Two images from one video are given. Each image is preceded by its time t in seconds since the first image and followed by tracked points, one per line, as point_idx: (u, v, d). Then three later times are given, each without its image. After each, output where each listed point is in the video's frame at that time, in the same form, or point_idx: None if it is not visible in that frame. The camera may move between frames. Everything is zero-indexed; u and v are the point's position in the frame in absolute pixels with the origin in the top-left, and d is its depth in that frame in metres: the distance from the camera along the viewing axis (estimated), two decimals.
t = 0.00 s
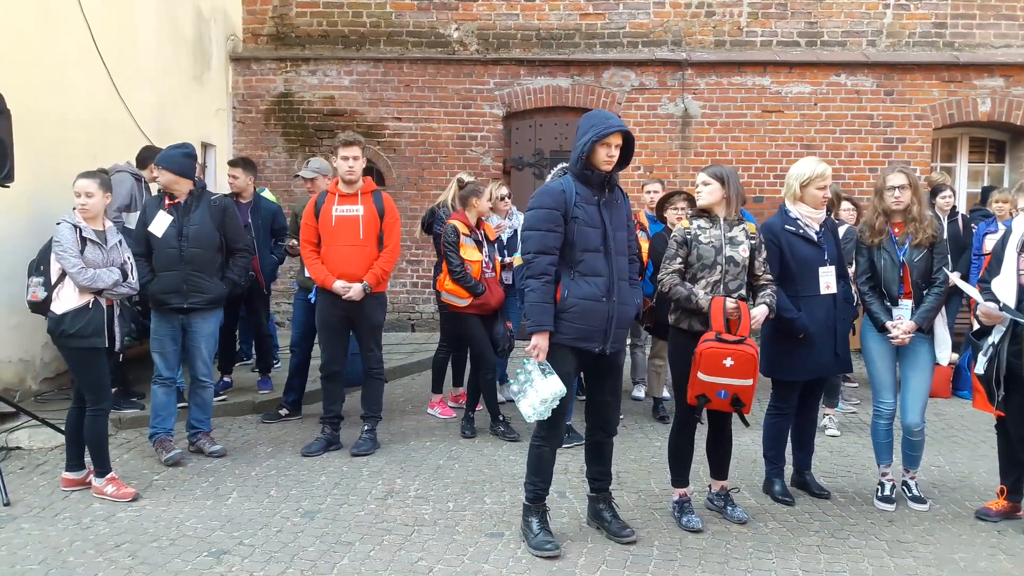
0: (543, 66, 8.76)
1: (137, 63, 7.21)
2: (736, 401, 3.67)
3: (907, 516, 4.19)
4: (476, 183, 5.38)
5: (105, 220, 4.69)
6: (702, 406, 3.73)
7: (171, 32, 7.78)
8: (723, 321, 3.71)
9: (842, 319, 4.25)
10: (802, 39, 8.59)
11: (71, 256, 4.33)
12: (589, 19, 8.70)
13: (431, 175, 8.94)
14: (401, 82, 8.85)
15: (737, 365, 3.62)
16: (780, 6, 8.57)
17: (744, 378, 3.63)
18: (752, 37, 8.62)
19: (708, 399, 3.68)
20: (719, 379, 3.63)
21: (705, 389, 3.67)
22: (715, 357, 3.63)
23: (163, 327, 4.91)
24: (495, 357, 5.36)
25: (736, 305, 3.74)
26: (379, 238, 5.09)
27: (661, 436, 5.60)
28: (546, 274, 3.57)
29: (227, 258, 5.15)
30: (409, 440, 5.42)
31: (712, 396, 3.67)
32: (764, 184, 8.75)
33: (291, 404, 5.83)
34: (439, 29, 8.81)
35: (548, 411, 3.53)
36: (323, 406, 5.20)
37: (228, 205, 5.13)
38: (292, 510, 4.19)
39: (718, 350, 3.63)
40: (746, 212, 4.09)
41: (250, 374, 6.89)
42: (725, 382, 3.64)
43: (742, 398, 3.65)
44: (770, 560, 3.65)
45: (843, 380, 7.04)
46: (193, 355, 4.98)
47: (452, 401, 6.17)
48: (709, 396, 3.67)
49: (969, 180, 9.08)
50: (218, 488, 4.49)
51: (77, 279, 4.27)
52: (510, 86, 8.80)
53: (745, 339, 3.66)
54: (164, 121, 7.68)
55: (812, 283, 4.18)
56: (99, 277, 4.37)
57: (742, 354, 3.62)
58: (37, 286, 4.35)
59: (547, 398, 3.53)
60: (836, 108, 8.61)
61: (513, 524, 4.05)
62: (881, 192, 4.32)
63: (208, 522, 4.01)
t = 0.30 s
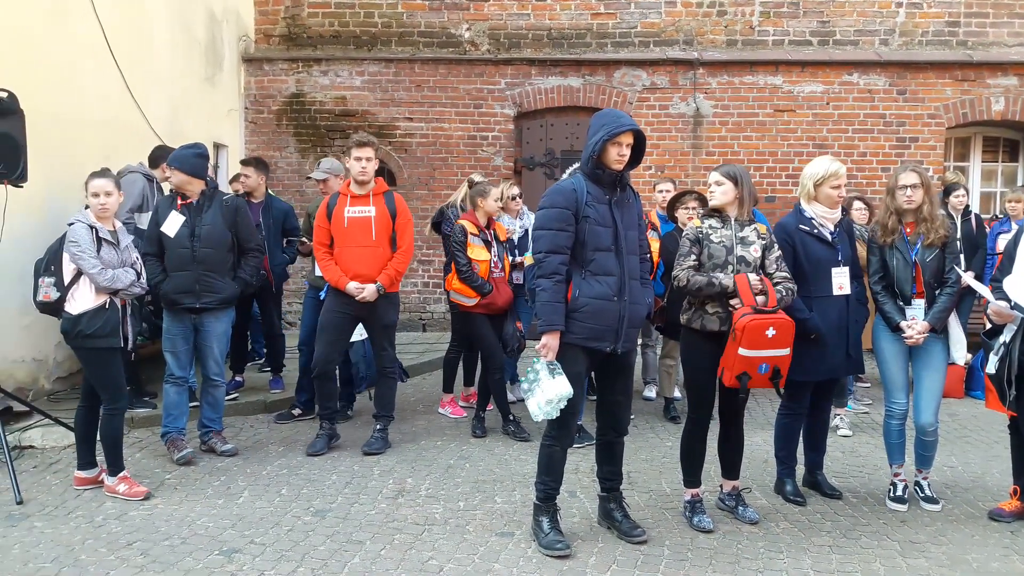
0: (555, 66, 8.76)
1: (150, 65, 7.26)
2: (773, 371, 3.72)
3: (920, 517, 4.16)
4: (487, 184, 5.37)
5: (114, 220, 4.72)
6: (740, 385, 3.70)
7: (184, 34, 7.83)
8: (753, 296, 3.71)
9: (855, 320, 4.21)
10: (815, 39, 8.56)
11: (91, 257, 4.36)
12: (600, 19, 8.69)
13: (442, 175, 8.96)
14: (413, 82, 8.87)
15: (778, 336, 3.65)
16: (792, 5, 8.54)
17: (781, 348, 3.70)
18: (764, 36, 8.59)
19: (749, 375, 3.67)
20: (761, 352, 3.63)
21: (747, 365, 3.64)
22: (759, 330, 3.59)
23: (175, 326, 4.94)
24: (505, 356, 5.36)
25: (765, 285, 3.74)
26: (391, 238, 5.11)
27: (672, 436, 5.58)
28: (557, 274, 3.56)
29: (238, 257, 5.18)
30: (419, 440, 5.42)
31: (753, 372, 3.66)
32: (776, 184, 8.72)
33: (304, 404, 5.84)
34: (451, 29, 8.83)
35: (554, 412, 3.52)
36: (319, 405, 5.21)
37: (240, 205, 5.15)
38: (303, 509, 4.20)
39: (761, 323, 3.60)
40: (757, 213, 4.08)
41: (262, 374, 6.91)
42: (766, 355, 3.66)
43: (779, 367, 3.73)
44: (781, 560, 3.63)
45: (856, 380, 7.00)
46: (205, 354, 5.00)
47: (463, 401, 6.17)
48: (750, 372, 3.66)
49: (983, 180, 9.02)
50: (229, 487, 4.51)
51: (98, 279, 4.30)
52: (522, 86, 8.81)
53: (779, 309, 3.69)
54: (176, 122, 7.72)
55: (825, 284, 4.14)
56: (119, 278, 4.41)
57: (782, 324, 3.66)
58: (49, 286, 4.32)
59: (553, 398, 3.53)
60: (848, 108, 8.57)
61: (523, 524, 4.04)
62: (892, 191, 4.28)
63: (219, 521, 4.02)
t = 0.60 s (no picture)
0: (560, 66, 8.76)
1: (156, 66, 7.29)
2: (780, 372, 3.68)
3: (926, 517, 4.14)
4: (490, 184, 5.40)
5: (118, 220, 4.72)
6: (746, 381, 3.67)
7: (190, 35, 7.85)
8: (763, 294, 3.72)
9: (861, 320, 4.21)
10: (821, 38, 8.54)
11: (101, 258, 4.38)
12: (606, 19, 8.69)
13: (448, 175, 8.97)
14: (418, 82, 8.88)
15: (784, 335, 3.63)
16: (798, 5, 8.52)
17: (788, 347, 3.67)
18: (770, 36, 8.58)
19: (755, 373, 3.63)
20: (766, 350, 3.61)
21: (752, 362, 3.62)
22: (764, 327, 3.59)
23: (182, 326, 4.96)
24: (504, 355, 5.36)
25: (779, 285, 3.76)
26: (385, 238, 5.12)
27: (677, 436, 5.57)
28: (563, 274, 3.55)
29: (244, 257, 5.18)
30: (424, 440, 5.42)
31: (759, 369, 3.63)
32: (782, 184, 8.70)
33: (308, 406, 5.80)
34: (456, 29, 8.84)
35: (557, 412, 3.51)
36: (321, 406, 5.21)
37: (245, 205, 5.16)
38: (308, 509, 4.20)
39: (766, 320, 3.60)
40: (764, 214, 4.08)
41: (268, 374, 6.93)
42: (771, 353, 3.63)
43: (787, 368, 3.68)
44: (786, 561, 3.61)
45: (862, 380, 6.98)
46: (211, 354, 5.01)
47: (468, 401, 6.17)
48: (756, 370, 3.63)
49: (990, 180, 8.98)
50: (234, 487, 4.51)
51: (110, 281, 4.34)
52: (527, 86, 8.81)
53: (788, 308, 3.69)
54: (182, 122, 7.75)
55: (831, 285, 4.14)
56: (129, 279, 4.45)
57: (790, 322, 3.64)
58: (55, 289, 4.32)
59: (555, 398, 3.52)
60: (854, 108, 8.55)
61: (528, 524, 4.04)
62: (899, 190, 4.27)
63: (224, 521, 4.02)
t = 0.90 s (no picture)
0: (560, 66, 8.76)
1: (157, 66, 7.29)
2: (778, 379, 3.67)
3: (927, 517, 4.13)
4: (489, 184, 5.40)
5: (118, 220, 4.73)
6: (746, 385, 3.66)
7: (190, 35, 7.86)
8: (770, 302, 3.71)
9: (862, 320, 4.20)
10: (821, 38, 8.54)
11: (104, 259, 4.40)
12: (606, 19, 8.69)
13: (448, 175, 8.97)
14: (419, 83, 8.89)
15: (792, 345, 3.60)
16: (798, 5, 8.52)
17: (791, 355, 3.64)
18: (770, 36, 8.57)
19: (756, 378, 3.62)
20: (773, 358, 3.58)
21: (756, 368, 3.59)
22: (776, 336, 3.55)
23: (182, 327, 4.96)
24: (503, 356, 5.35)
25: (781, 286, 3.84)
26: (374, 238, 5.12)
27: (678, 436, 5.56)
28: (563, 274, 3.55)
29: (244, 258, 5.18)
30: (425, 440, 5.42)
31: (761, 376, 3.61)
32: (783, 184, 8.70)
33: (308, 408, 5.80)
34: (456, 29, 8.84)
35: (558, 409, 3.50)
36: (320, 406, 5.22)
37: (246, 205, 5.16)
38: (309, 509, 4.20)
39: (779, 329, 3.56)
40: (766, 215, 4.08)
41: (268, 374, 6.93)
42: (776, 361, 3.60)
43: (783, 374, 3.67)
44: (787, 561, 3.61)
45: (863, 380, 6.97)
46: (212, 354, 5.01)
47: (468, 401, 6.17)
48: (758, 376, 3.61)
49: (991, 180, 8.98)
50: (234, 487, 4.51)
51: (114, 282, 4.35)
52: (527, 87, 8.82)
53: (796, 318, 3.67)
54: (183, 123, 7.75)
55: (831, 283, 4.13)
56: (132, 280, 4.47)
57: (798, 332, 3.61)
58: (57, 290, 4.31)
59: (558, 395, 3.51)
60: (855, 107, 8.55)
61: (529, 524, 4.04)
62: (901, 190, 4.27)
63: (225, 521, 4.02)
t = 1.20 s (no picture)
0: (560, 67, 8.77)
1: (157, 67, 7.31)
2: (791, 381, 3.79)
3: (927, 517, 4.13)
4: (486, 184, 5.41)
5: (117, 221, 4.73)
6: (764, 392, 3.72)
7: (190, 36, 7.87)
8: (780, 307, 3.76)
9: (859, 316, 4.15)
10: (821, 38, 8.54)
11: (105, 259, 4.42)
12: (606, 20, 8.69)
13: (449, 176, 8.97)
14: (419, 83, 8.89)
15: (807, 348, 3.71)
16: (798, 5, 8.52)
17: (804, 358, 3.75)
18: (770, 36, 8.57)
19: (776, 384, 3.70)
20: (792, 363, 3.67)
21: (777, 375, 3.66)
22: (797, 343, 3.63)
23: (182, 328, 4.96)
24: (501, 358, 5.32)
25: (785, 290, 3.87)
26: (365, 238, 5.14)
27: (679, 436, 5.56)
28: (563, 274, 3.56)
29: (244, 258, 5.17)
30: (425, 440, 5.42)
31: (781, 381, 3.69)
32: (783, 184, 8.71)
33: (308, 408, 5.80)
34: (457, 30, 8.85)
35: (561, 409, 3.51)
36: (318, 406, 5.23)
37: (246, 206, 5.16)
38: (309, 509, 4.20)
39: (799, 336, 3.64)
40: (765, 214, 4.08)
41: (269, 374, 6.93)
42: (794, 366, 3.70)
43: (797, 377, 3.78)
44: (787, 561, 3.61)
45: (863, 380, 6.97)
46: (212, 355, 5.01)
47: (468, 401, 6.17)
48: (778, 382, 3.69)
49: (992, 180, 8.98)
50: (235, 487, 4.51)
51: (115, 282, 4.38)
52: (528, 87, 8.82)
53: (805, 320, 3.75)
54: (183, 123, 7.76)
55: (825, 279, 4.13)
56: (132, 280, 4.50)
57: (813, 335, 3.73)
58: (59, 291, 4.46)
59: (560, 396, 3.52)
60: (855, 107, 8.55)
61: (530, 524, 4.04)
62: (900, 190, 4.27)
63: (225, 521, 4.03)
